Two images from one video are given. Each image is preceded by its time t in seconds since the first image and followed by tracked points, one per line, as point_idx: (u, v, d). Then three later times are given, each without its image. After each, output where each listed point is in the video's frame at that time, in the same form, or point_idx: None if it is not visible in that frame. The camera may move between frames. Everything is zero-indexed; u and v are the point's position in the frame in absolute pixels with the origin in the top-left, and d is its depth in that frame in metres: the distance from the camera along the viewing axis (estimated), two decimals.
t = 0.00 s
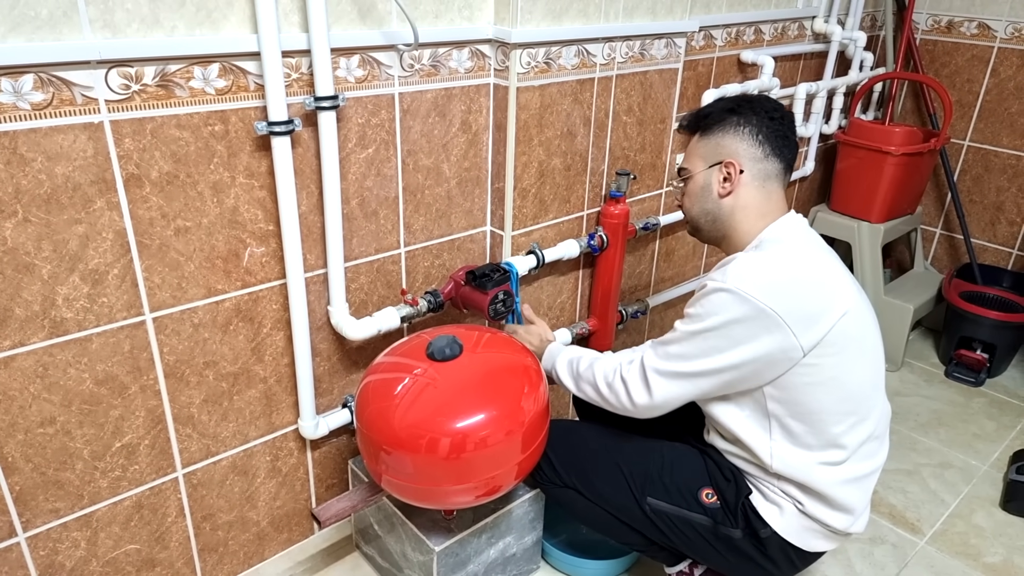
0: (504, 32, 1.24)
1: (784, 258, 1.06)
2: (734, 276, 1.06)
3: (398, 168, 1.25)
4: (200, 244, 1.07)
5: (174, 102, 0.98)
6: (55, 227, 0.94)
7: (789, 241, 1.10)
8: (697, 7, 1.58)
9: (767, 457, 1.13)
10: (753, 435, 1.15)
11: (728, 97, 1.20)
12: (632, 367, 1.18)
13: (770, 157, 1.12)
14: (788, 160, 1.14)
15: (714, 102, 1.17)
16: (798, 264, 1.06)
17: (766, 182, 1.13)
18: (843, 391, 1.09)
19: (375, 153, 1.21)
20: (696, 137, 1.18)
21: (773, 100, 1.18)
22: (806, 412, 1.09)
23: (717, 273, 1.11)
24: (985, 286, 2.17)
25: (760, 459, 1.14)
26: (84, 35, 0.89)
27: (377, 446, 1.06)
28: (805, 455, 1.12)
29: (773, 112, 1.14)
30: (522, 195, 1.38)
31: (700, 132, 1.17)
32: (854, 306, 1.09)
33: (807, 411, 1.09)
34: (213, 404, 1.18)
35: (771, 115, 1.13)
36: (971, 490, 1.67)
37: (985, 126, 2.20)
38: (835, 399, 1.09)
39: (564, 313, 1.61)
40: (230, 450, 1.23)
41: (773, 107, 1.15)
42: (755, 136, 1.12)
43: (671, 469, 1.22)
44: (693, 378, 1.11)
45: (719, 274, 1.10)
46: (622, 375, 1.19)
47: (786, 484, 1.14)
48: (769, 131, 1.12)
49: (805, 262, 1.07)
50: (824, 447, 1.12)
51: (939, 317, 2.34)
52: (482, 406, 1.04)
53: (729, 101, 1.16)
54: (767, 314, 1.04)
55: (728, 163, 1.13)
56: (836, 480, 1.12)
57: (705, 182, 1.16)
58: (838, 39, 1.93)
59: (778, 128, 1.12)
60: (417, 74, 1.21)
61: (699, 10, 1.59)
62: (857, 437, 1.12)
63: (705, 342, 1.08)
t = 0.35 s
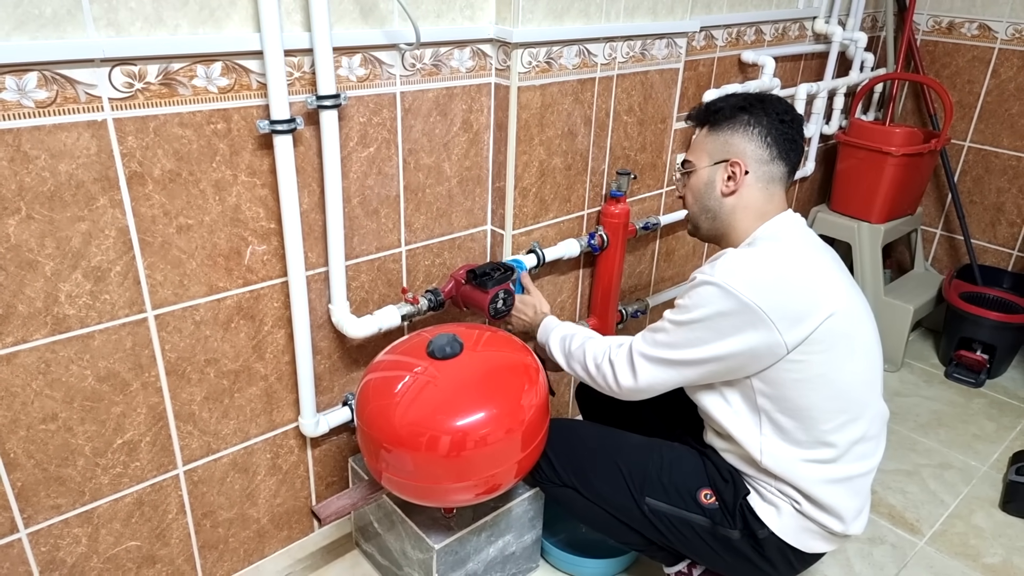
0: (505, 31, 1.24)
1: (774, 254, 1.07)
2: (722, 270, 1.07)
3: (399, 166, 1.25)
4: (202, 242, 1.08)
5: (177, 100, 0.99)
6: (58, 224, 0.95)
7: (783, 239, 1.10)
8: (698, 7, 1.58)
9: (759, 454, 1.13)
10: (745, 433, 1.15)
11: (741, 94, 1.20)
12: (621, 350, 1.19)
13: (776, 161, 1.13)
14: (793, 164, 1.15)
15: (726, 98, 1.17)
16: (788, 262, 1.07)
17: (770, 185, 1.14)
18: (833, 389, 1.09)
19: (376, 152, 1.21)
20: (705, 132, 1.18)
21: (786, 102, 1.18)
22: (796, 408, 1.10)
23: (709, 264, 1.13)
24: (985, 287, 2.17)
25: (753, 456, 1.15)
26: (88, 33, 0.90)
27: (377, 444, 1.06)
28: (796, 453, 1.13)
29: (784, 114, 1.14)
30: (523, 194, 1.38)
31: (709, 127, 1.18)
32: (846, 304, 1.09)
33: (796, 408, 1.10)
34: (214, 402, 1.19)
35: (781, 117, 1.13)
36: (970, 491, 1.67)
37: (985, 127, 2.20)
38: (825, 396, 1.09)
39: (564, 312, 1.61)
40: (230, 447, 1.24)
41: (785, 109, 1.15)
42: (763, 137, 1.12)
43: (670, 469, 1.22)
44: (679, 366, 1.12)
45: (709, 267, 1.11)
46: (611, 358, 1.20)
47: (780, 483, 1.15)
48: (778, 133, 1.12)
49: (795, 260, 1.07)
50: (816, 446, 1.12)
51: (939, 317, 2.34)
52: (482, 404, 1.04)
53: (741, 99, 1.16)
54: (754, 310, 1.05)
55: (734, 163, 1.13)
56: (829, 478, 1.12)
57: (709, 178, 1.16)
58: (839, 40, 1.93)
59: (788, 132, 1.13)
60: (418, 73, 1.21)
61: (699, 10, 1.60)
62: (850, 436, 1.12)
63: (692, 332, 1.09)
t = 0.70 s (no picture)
0: (504, 33, 1.25)
1: (766, 253, 1.07)
2: (714, 269, 1.07)
3: (399, 167, 1.26)
4: (202, 244, 1.08)
5: (177, 102, 0.99)
6: (58, 226, 0.95)
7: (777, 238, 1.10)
8: (696, 7, 1.59)
9: (754, 450, 1.14)
10: (742, 429, 1.16)
11: (740, 89, 1.17)
12: (614, 343, 1.20)
13: (776, 163, 1.13)
14: (791, 164, 1.15)
15: (725, 94, 1.15)
16: (780, 260, 1.07)
17: (771, 187, 1.14)
18: (827, 385, 1.09)
19: (375, 153, 1.22)
20: (704, 129, 1.16)
21: (784, 97, 1.16)
22: (790, 404, 1.11)
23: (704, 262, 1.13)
24: (984, 286, 2.17)
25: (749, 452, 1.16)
26: (88, 36, 0.90)
27: (377, 444, 1.07)
28: (791, 448, 1.13)
29: (784, 114, 1.13)
30: (522, 195, 1.39)
31: (708, 124, 1.16)
32: (840, 300, 1.09)
33: (790, 404, 1.11)
34: (215, 403, 1.19)
35: (782, 118, 1.12)
36: (969, 489, 1.68)
37: (983, 126, 2.21)
38: (819, 392, 1.10)
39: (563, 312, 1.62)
40: (230, 449, 1.24)
41: (785, 108, 1.14)
42: (764, 140, 1.11)
43: (670, 466, 1.22)
44: (673, 361, 1.13)
45: (702, 266, 1.11)
46: (604, 353, 1.21)
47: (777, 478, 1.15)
48: (779, 136, 1.12)
49: (787, 258, 1.07)
50: (811, 442, 1.12)
51: (937, 317, 2.35)
52: (482, 404, 1.04)
53: (741, 96, 1.14)
54: (745, 309, 1.05)
55: (735, 165, 1.13)
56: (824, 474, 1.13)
57: (709, 180, 1.16)
58: (837, 40, 1.94)
59: (788, 134, 1.12)
60: (417, 74, 1.22)
61: (698, 11, 1.60)
62: (845, 432, 1.12)
63: (684, 329, 1.10)
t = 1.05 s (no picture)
0: (502, 34, 1.25)
1: (763, 253, 1.07)
2: (712, 269, 1.07)
3: (396, 169, 1.26)
4: (199, 245, 1.08)
5: (174, 104, 0.99)
6: (55, 228, 0.95)
7: (776, 238, 1.10)
8: (693, 8, 1.59)
9: (752, 450, 1.14)
10: (739, 428, 1.16)
11: (738, 87, 1.16)
12: (613, 342, 1.20)
13: (777, 165, 1.13)
14: (790, 165, 1.15)
15: (725, 95, 1.14)
16: (777, 261, 1.07)
17: (772, 189, 1.15)
18: (824, 386, 1.10)
19: (373, 154, 1.22)
20: (704, 131, 1.16)
21: (782, 96, 1.16)
22: (787, 404, 1.11)
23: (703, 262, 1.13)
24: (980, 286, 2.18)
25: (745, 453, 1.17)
26: (85, 38, 0.90)
27: (375, 445, 1.07)
28: (788, 448, 1.14)
29: (784, 114, 1.13)
30: (520, 196, 1.39)
31: (707, 127, 1.15)
32: (837, 301, 1.09)
33: (787, 404, 1.11)
34: (212, 404, 1.19)
35: (783, 120, 1.12)
36: (967, 489, 1.68)
37: (979, 127, 2.21)
38: (816, 393, 1.10)
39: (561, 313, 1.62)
40: (228, 450, 1.24)
41: (784, 108, 1.13)
42: (765, 143, 1.11)
43: (669, 467, 1.22)
44: (670, 360, 1.13)
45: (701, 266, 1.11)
46: (601, 351, 1.21)
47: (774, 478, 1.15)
48: (780, 139, 1.11)
49: (785, 258, 1.07)
50: (808, 442, 1.12)
51: (934, 316, 2.35)
52: (479, 406, 1.04)
53: (741, 97, 1.13)
54: (742, 310, 1.05)
55: (736, 169, 1.13)
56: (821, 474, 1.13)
57: (710, 184, 1.16)
58: (833, 41, 1.94)
59: (789, 136, 1.12)
60: (415, 76, 1.22)
61: (695, 12, 1.60)
62: (842, 433, 1.12)
63: (682, 329, 1.10)
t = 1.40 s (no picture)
0: (498, 36, 1.25)
1: (738, 273, 1.07)
2: (688, 296, 1.07)
3: (394, 171, 1.26)
4: (196, 248, 1.08)
5: (171, 107, 0.99)
6: (51, 232, 0.95)
7: (752, 254, 1.09)
8: (690, 10, 1.59)
9: (751, 463, 1.14)
10: (736, 444, 1.15)
11: (692, 111, 1.12)
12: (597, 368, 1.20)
13: (742, 186, 1.11)
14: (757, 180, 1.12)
15: (678, 126, 1.10)
16: (754, 281, 1.06)
17: (741, 209, 1.13)
18: (818, 396, 1.08)
19: (370, 156, 1.22)
20: (663, 164, 1.12)
21: (736, 111, 1.11)
22: (779, 417, 1.10)
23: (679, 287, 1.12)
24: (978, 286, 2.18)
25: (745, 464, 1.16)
26: (81, 42, 0.90)
27: (373, 448, 1.07)
28: (789, 459, 1.12)
29: (741, 135, 1.09)
30: (517, 197, 1.39)
31: (665, 159, 1.12)
32: (821, 309, 1.08)
33: (780, 417, 1.10)
34: (210, 407, 1.19)
35: (740, 142, 1.08)
36: (965, 489, 1.68)
37: (976, 127, 2.22)
38: (809, 403, 1.09)
39: (559, 315, 1.62)
40: (226, 453, 1.24)
41: (740, 127, 1.09)
42: (726, 171, 1.08)
43: (684, 474, 1.22)
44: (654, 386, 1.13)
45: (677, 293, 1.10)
46: (586, 378, 1.21)
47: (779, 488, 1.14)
48: (741, 162, 1.08)
49: (763, 275, 1.06)
50: (807, 451, 1.11)
51: (932, 316, 2.36)
52: (477, 407, 1.04)
53: (694, 127, 1.09)
54: (721, 335, 1.04)
55: (702, 199, 1.11)
56: (826, 481, 1.11)
57: (679, 216, 1.14)
58: (830, 43, 1.94)
59: (749, 156, 1.09)
60: (412, 78, 1.22)
61: (691, 14, 1.60)
62: (841, 438, 1.11)
63: (661, 355, 1.10)
